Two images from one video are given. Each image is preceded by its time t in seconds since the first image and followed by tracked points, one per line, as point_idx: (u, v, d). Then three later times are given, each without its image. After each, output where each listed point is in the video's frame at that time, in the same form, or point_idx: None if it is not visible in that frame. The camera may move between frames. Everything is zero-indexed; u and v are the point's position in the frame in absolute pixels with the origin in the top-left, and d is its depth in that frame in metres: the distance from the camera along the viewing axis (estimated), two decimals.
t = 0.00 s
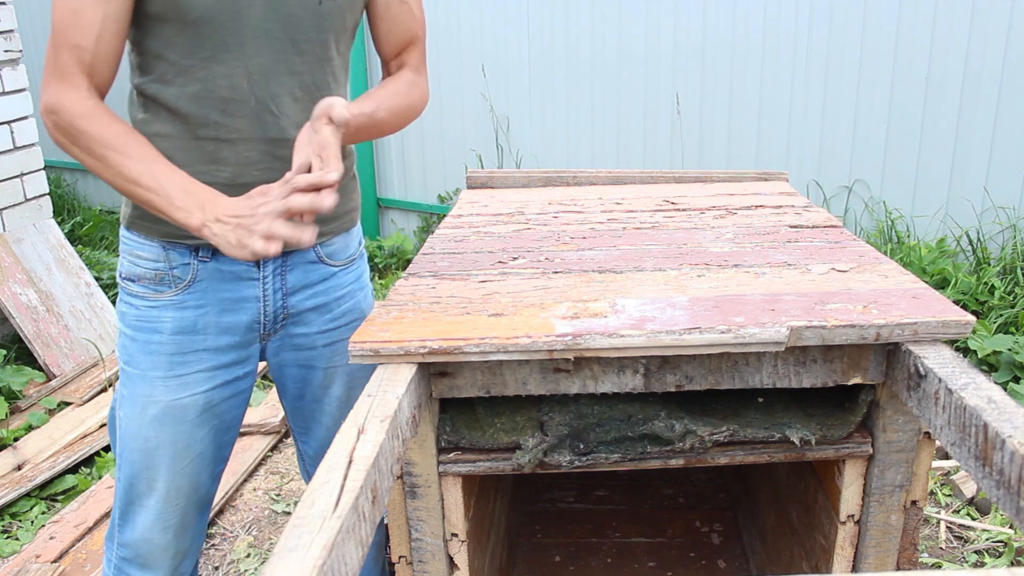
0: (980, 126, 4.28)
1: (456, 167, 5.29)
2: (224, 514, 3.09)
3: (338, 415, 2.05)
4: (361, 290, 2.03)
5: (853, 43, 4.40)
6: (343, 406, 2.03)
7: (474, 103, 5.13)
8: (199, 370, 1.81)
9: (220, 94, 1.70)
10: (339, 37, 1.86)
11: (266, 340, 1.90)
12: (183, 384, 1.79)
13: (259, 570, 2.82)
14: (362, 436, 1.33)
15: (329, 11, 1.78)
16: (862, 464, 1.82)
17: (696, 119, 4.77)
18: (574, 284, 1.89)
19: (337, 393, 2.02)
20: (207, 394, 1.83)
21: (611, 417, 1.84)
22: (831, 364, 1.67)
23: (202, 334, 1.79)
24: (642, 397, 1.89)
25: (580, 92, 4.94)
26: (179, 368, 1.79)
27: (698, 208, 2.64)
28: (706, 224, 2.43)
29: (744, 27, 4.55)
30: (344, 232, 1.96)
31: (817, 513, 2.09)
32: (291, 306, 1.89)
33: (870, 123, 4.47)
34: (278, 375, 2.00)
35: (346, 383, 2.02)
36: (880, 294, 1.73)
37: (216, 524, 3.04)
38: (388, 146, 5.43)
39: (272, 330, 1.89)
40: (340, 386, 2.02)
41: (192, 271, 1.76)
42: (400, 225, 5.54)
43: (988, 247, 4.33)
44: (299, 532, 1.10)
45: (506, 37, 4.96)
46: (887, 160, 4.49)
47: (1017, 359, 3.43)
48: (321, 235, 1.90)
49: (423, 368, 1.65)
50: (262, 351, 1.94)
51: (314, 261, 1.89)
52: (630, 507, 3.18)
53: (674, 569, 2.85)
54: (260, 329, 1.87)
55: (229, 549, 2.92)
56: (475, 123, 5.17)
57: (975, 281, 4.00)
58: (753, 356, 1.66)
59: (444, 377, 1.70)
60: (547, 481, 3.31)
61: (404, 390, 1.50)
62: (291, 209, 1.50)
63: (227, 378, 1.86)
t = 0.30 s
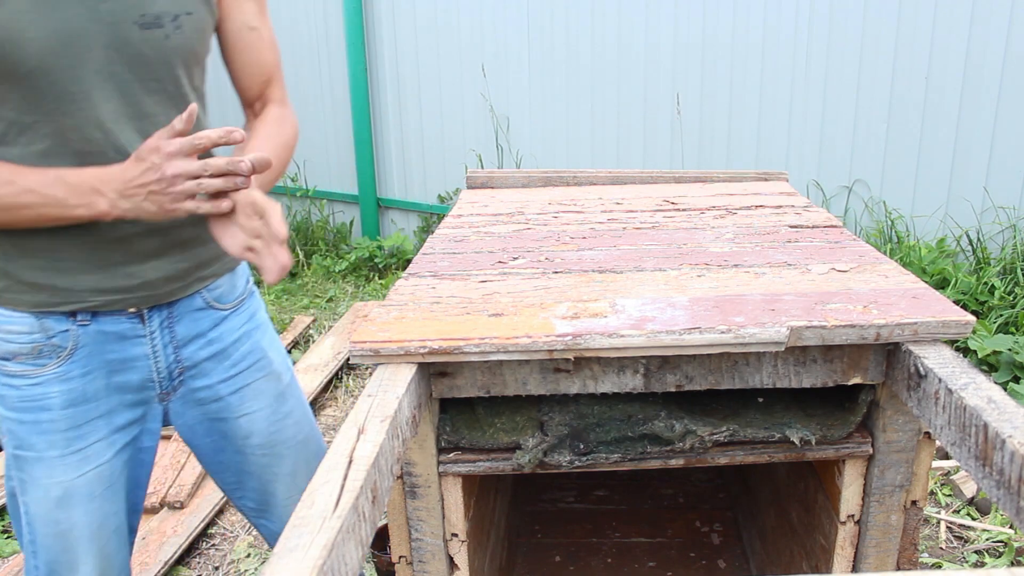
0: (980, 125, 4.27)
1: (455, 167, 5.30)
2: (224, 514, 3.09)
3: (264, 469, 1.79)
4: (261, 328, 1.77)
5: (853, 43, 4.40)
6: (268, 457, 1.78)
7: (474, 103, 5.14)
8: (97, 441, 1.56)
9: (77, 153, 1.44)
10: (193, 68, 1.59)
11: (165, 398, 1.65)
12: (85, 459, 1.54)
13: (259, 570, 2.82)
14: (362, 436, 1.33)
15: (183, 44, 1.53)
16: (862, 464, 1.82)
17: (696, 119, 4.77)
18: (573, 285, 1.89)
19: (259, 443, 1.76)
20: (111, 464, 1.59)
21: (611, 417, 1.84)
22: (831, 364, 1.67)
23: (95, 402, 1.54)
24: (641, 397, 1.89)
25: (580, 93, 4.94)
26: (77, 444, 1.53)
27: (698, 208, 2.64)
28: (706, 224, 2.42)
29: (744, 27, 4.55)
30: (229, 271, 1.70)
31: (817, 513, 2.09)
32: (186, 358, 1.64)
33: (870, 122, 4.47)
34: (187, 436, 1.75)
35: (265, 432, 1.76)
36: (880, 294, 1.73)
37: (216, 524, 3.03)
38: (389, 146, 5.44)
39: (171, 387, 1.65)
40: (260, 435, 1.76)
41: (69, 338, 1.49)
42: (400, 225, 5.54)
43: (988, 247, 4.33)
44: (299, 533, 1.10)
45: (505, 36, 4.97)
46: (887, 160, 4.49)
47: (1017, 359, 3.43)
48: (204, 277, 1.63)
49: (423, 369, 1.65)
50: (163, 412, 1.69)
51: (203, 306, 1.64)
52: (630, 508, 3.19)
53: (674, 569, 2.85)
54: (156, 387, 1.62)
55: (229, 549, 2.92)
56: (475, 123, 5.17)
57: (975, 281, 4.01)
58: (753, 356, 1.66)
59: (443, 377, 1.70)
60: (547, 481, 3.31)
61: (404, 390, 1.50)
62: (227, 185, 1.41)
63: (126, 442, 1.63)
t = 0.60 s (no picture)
0: (980, 125, 4.27)
1: (455, 167, 5.30)
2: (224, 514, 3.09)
3: (187, 450, 1.73)
4: (167, 310, 1.73)
5: (854, 43, 4.40)
6: (189, 436, 1.72)
7: (474, 103, 5.14)
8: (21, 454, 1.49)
9: None
10: (63, 59, 1.54)
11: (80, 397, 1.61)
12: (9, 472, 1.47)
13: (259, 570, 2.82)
14: (362, 436, 1.33)
15: (44, 39, 1.46)
16: (862, 464, 1.82)
17: (697, 120, 4.78)
18: (573, 284, 1.89)
19: (177, 423, 1.71)
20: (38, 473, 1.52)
21: (611, 417, 1.84)
22: (831, 364, 1.67)
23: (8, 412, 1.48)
24: (641, 397, 1.89)
25: (580, 93, 4.94)
26: None
27: (698, 208, 2.64)
28: (706, 224, 2.43)
29: (744, 27, 4.55)
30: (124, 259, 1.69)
31: (817, 513, 2.09)
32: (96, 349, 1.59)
33: (870, 122, 4.47)
34: (104, 431, 1.69)
35: (183, 410, 1.71)
36: (880, 294, 1.73)
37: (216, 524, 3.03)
38: (389, 147, 5.44)
39: (85, 385, 1.61)
40: (177, 413, 1.70)
41: None
42: (400, 226, 5.54)
43: (988, 247, 4.33)
44: (299, 533, 1.10)
45: (506, 37, 4.96)
46: (887, 160, 4.49)
47: (1017, 359, 3.43)
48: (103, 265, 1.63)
49: (422, 369, 1.65)
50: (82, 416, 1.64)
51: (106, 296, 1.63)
52: (629, 508, 3.19)
53: (674, 569, 2.85)
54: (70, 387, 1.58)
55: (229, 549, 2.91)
56: (474, 123, 5.17)
57: (975, 281, 4.00)
58: (753, 356, 1.66)
59: (443, 377, 1.70)
60: (547, 482, 3.31)
61: (404, 390, 1.50)
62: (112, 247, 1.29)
63: (51, 450, 1.57)
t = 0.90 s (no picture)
0: (980, 125, 4.27)
1: (455, 167, 5.30)
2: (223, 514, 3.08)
3: (151, 447, 1.71)
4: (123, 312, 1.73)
5: (854, 43, 4.40)
6: (152, 432, 1.71)
7: (474, 103, 5.14)
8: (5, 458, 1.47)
9: None
10: None
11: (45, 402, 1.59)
12: None
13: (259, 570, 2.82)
14: (362, 436, 1.33)
15: None
16: (862, 464, 1.82)
17: (697, 120, 4.78)
18: (573, 284, 1.89)
19: (141, 420, 1.69)
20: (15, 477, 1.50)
21: (611, 417, 1.84)
22: (832, 364, 1.67)
23: None
24: (641, 397, 1.89)
25: (580, 93, 4.94)
26: None
27: (698, 208, 2.64)
28: (706, 224, 2.43)
29: (744, 27, 4.55)
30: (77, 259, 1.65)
31: (817, 513, 2.09)
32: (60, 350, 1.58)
33: (870, 122, 4.47)
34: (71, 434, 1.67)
35: (145, 408, 1.69)
36: (880, 294, 1.73)
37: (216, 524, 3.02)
38: (389, 147, 5.44)
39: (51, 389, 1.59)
40: (140, 411, 1.69)
41: None
42: (400, 226, 5.54)
43: (988, 247, 4.33)
44: (299, 532, 1.10)
45: (505, 37, 4.97)
46: (887, 160, 4.49)
47: (1017, 359, 3.43)
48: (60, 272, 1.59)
49: (422, 369, 1.65)
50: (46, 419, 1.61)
51: (66, 299, 1.60)
52: (630, 508, 3.19)
53: (674, 569, 2.85)
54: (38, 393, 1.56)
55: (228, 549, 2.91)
56: (474, 123, 5.18)
57: (975, 281, 4.00)
58: (753, 356, 1.66)
59: (443, 377, 1.70)
60: (547, 482, 3.31)
61: (404, 390, 1.50)
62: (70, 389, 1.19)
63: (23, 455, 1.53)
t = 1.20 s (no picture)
0: (980, 125, 4.27)
1: (456, 167, 5.30)
2: (223, 514, 3.08)
3: (133, 423, 1.85)
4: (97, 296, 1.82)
5: (854, 43, 4.40)
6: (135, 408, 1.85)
7: (474, 103, 5.14)
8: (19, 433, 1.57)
9: None
10: None
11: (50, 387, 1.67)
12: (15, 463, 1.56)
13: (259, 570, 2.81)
14: (362, 436, 1.33)
15: None
16: (862, 464, 1.82)
17: (697, 120, 4.78)
18: (573, 284, 1.89)
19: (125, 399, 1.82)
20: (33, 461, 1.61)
21: (611, 418, 1.84)
22: (832, 364, 1.67)
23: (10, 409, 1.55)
24: (641, 398, 1.89)
25: (580, 93, 4.94)
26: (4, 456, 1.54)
27: (698, 208, 2.64)
28: (706, 224, 2.43)
29: (744, 27, 4.55)
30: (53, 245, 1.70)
31: (817, 513, 2.09)
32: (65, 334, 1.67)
33: (870, 122, 4.47)
34: (65, 418, 1.74)
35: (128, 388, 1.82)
36: (880, 294, 1.73)
37: (216, 524, 3.02)
38: (389, 147, 5.44)
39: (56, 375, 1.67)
40: (124, 391, 1.81)
41: None
42: (401, 226, 5.54)
43: (988, 247, 4.33)
44: (299, 532, 1.10)
45: (505, 36, 4.97)
46: (887, 160, 4.48)
47: (1017, 359, 3.43)
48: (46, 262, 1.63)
49: (422, 370, 1.65)
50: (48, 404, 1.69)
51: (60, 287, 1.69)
52: (630, 508, 3.19)
53: (674, 569, 2.85)
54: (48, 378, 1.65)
55: (229, 549, 2.91)
56: (474, 123, 5.18)
57: (975, 281, 4.00)
58: (753, 356, 1.66)
59: (443, 377, 1.70)
60: (547, 482, 3.31)
61: (404, 390, 1.50)
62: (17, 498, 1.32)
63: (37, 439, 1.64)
